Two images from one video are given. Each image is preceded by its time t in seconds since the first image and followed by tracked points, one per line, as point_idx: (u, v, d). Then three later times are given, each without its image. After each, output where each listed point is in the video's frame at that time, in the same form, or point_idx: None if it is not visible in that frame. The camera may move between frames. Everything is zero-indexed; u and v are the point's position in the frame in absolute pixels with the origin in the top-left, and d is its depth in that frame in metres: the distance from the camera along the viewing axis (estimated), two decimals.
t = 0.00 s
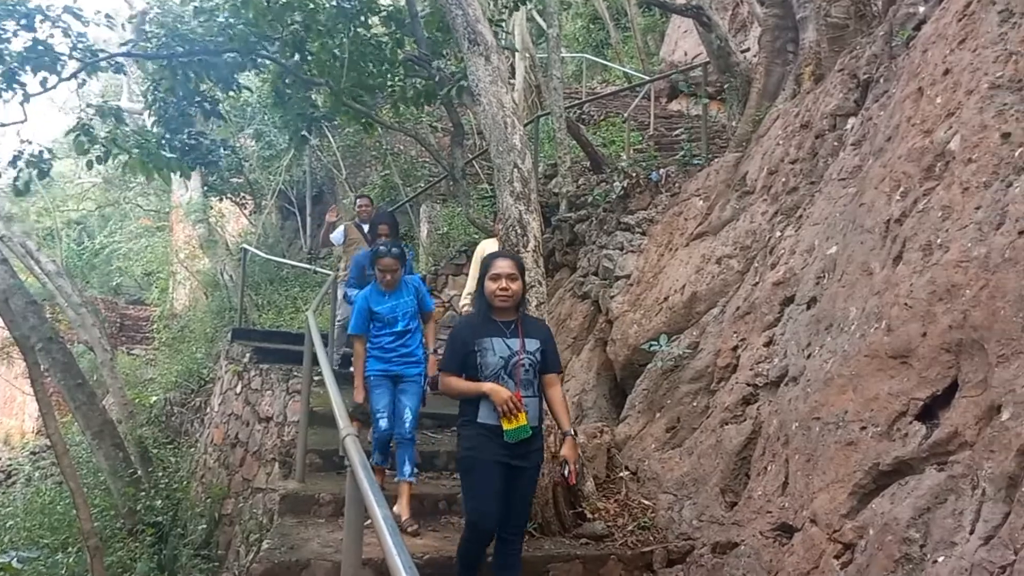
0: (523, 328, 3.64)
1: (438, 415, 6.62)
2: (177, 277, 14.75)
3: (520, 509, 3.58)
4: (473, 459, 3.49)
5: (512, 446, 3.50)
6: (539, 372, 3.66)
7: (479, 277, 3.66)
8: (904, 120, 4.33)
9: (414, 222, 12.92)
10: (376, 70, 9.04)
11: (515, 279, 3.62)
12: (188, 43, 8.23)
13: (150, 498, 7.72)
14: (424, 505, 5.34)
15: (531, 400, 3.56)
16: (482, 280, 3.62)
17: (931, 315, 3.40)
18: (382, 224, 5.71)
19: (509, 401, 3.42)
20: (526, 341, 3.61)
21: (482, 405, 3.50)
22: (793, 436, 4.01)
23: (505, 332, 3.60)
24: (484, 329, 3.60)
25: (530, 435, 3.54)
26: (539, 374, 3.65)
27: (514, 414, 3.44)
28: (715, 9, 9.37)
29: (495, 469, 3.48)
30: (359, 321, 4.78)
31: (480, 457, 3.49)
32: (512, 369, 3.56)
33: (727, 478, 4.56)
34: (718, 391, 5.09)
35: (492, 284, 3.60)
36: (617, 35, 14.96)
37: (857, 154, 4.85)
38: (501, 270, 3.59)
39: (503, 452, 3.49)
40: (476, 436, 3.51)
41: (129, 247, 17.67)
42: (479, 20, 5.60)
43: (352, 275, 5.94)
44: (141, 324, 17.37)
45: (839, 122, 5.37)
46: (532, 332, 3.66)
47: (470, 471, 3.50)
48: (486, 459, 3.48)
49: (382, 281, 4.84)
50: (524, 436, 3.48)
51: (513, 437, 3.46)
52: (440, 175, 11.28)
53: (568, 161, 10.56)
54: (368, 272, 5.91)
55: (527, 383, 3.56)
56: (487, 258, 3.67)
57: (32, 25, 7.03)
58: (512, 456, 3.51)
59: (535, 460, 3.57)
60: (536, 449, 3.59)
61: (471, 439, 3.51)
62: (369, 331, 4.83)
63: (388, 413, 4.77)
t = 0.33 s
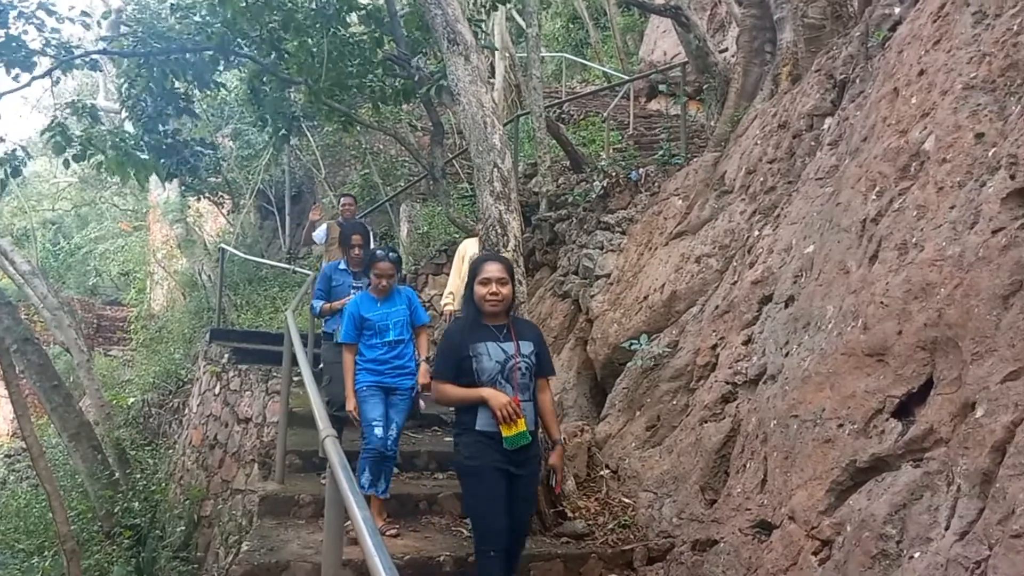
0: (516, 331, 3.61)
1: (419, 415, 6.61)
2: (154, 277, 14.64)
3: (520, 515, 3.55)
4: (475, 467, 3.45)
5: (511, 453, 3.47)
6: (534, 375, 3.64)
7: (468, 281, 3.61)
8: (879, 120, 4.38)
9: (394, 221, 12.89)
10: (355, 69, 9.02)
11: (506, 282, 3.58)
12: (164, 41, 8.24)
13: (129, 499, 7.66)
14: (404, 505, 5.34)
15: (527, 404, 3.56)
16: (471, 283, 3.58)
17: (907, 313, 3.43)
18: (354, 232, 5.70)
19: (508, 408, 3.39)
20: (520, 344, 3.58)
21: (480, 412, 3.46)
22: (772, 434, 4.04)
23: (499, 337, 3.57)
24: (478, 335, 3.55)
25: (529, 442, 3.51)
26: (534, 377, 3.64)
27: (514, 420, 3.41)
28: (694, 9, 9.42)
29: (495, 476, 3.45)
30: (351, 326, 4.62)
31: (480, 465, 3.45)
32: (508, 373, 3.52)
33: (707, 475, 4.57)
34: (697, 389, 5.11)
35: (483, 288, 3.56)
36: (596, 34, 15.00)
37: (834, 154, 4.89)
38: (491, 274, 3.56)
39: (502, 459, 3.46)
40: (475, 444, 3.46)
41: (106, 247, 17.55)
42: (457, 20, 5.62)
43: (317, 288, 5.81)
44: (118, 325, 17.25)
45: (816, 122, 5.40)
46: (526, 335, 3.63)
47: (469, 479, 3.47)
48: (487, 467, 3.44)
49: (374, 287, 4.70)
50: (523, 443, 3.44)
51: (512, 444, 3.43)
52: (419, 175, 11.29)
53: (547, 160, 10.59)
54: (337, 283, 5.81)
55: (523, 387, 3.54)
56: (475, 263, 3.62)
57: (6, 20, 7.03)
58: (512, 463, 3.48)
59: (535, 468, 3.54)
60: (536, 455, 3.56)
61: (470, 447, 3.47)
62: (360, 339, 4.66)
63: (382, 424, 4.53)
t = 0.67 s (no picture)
0: (526, 370, 3.52)
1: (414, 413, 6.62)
2: (149, 275, 14.62)
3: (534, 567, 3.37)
4: (481, 514, 3.30)
5: (520, 500, 3.33)
6: (546, 417, 3.53)
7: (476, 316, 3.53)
8: (874, 115, 4.38)
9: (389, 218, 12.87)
10: (347, 66, 9.03)
11: (515, 317, 3.50)
12: (158, 39, 8.24)
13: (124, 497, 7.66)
14: (400, 502, 5.33)
15: (540, 447, 3.44)
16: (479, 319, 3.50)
17: (901, 308, 3.43)
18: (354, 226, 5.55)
19: (520, 451, 3.25)
20: (532, 384, 3.49)
21: (489, 455, 3.33)
22: (766, 429, 4.04)
23: (509, 375, 3.47)
24: (487, 374, 3.45)
25: (541, 488, 3.36)
26: (546, 419, 3.52)
27: (525, 465, 3.27)
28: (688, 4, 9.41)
29: (503, 523, 3.31)
30: (342, 322, 4.60)
31: (488, 514, 3.30)
32: (519, 415, 3.42)
33: (702, 471, 4.57)
34: (692, 385, 5.11)
35: (491, 323, 3.48)
36: (591, 31, 15.00)
37: (829, 149, 4.89)
38: (499, 308, 3.48)
39: (510, 506, 3.32)
40: (483, 491, 3.32)
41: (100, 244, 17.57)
42: (451, 15, 5.61)
43: (315, 279, 5.79)
44: (113, 323, 17.25)
45: (810, 117, 5.40)
46: (537, 374, 3.53)
47: (475, 529, 3.32)
48: (494, 515, 3.30)
49: (364, 281, 4.66)
50: (535, 489, 3.30)
51: (524, 490, 3.29)
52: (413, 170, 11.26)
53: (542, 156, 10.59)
54: (335, 276, 5.80)
55: (536, 430, 3.43)
56: (482, 295, 3.55)
57: None
58: (521, 509, 3.34)
59: (547, 514, 3.37)
60: (548, 501, 3.40)
61: (478, 493, 3.33)
62: (351, 337, 4.65)
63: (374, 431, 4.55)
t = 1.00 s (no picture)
0: (545, 368, 3.30)
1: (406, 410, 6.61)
2: (140, 274, 14.59)
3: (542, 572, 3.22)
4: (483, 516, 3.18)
5: (525, 504, 3.17)
6: (561, 418, 3.33)
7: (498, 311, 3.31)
8: (864, 109, 4.38)
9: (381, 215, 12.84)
10: (337, 61, 8.99)
11: (541, 316, 3.30)
12: (145, 36, 8.21)
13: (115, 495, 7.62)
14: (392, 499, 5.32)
15: (552, 450, 3.25)
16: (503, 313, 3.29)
17: (892, 302, 3.43)
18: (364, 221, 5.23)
19: (530, 456, 3.10)
20: (549, 384, 3.28)
21: (498, 455, 3.18)
22: (758, 424, 4.03)
23: (527, 373, 3.27)
24: (503, 370, 3.26)
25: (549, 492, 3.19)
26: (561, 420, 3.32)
27: (534, 471, 3.12)
28: None
29: (506, 527, 3.17)
30: (328, 318, 4.41)
31: (490, 517, 3.17)
32: (533, 416, 3.23)
33: (694, 466, 4.56)
34: (684, 380, 5.11)
35: (515, 321, 3.27)
36: (582, 26, 14.97)
37: (819, 144, 4.88)
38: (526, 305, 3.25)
39: (512, 510, 3.17)
40: (487, 491, 3.18)
41: (90, 242, 17.54)
42: (441, 10, 5.59)
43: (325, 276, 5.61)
44: (103, 322, 17.22)
45: (801, 112, 5.40)
46: (556, 372, 3.32)
47: (477, 529, 3.21)
48: (497, 518, 3.17)
49: (352, 276, 4.46)
50: (541, 495, 3.13)
51: (530, 495, 3.13)
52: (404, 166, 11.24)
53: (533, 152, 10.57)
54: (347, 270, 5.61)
55: (549, 433, 3.24)
56: (508, 288, 3.33)
57: None
58: (526, 514, 3.18)
59: (558, 521, 3.18)
60: (556, 505, 3.21)
61: (483, 495, 3.19)
62: (339, 333, 4.46)
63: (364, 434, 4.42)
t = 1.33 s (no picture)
0: (577, 366, 3.13)
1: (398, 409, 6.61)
2: (130, 274, 14.56)
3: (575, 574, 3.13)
4: (517, 518, 3.05)
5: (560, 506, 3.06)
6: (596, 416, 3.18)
7: (529, 310, 3.13)
8: (853, 103, 4.38)
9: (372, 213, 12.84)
10: (327, 59, 8.95)
11: (574, 317, 3.09)
12: (133, 37, 8.16)
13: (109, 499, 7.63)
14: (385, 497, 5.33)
15: (585, 451, 3.10)
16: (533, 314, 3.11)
17: (882, 295, 3.44)
18: (365, 216, 5.14)
19: (560, 458, 2.99)
20: (582, 382, 3.11)
21: (529, 457, 3.06)
22: (750, 418, 4.04)
23: (557, 373, 3.10)
24: (534, 369, 3.10)
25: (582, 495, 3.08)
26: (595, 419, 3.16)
27: (566, 473, 3.00)
28: None
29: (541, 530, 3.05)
30: (331, 335, 4.15)
31: (525, 519, 3.04)
32: (564, 417, 3.07)
33: (686, 462, 4.56)
34: (676, 375, 5.12)
35: (547, 324, 3.08)
36: (571, 22, 14.96)
37: (808, 138, 4.89)
38: (558, 309, 3.06)
39: (548, 512, 3.05)
40: (522, 493, 3.06)
41: (81, 242, 17.59)
42: (429, 7, 5.58)
43: (326, 273, 5.52)
44: (95, 323, 17.27)
45: (790, 106, 5.40)
46: (588, 369, 3.15)
47: (511, 531, 3.07)
48: (532, 521, 3.04)
49: (354, 291, 4.18)
50: (575, 497, 3.03)
51: (562, 497, 3.02)
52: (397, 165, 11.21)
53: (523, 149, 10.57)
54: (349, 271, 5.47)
55: (583, 433, 3.09)
56: (540, 287, 3.13)
57: None
58: (562, 517, 3.07)
59: (594, 527, 3.12)
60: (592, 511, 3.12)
61: (516, 496, 3.07)
62: (340, 350, 4.18)
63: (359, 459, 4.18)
